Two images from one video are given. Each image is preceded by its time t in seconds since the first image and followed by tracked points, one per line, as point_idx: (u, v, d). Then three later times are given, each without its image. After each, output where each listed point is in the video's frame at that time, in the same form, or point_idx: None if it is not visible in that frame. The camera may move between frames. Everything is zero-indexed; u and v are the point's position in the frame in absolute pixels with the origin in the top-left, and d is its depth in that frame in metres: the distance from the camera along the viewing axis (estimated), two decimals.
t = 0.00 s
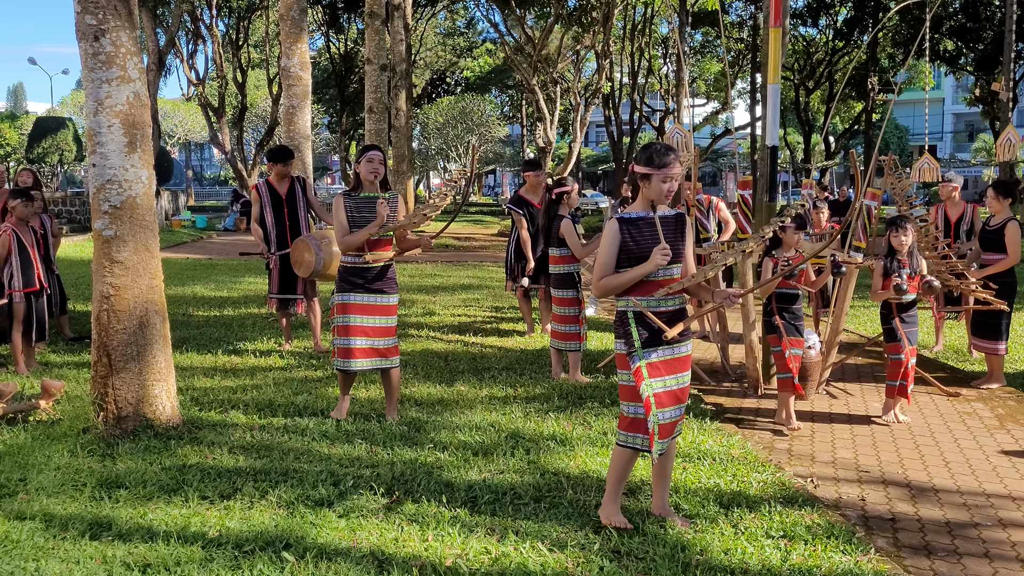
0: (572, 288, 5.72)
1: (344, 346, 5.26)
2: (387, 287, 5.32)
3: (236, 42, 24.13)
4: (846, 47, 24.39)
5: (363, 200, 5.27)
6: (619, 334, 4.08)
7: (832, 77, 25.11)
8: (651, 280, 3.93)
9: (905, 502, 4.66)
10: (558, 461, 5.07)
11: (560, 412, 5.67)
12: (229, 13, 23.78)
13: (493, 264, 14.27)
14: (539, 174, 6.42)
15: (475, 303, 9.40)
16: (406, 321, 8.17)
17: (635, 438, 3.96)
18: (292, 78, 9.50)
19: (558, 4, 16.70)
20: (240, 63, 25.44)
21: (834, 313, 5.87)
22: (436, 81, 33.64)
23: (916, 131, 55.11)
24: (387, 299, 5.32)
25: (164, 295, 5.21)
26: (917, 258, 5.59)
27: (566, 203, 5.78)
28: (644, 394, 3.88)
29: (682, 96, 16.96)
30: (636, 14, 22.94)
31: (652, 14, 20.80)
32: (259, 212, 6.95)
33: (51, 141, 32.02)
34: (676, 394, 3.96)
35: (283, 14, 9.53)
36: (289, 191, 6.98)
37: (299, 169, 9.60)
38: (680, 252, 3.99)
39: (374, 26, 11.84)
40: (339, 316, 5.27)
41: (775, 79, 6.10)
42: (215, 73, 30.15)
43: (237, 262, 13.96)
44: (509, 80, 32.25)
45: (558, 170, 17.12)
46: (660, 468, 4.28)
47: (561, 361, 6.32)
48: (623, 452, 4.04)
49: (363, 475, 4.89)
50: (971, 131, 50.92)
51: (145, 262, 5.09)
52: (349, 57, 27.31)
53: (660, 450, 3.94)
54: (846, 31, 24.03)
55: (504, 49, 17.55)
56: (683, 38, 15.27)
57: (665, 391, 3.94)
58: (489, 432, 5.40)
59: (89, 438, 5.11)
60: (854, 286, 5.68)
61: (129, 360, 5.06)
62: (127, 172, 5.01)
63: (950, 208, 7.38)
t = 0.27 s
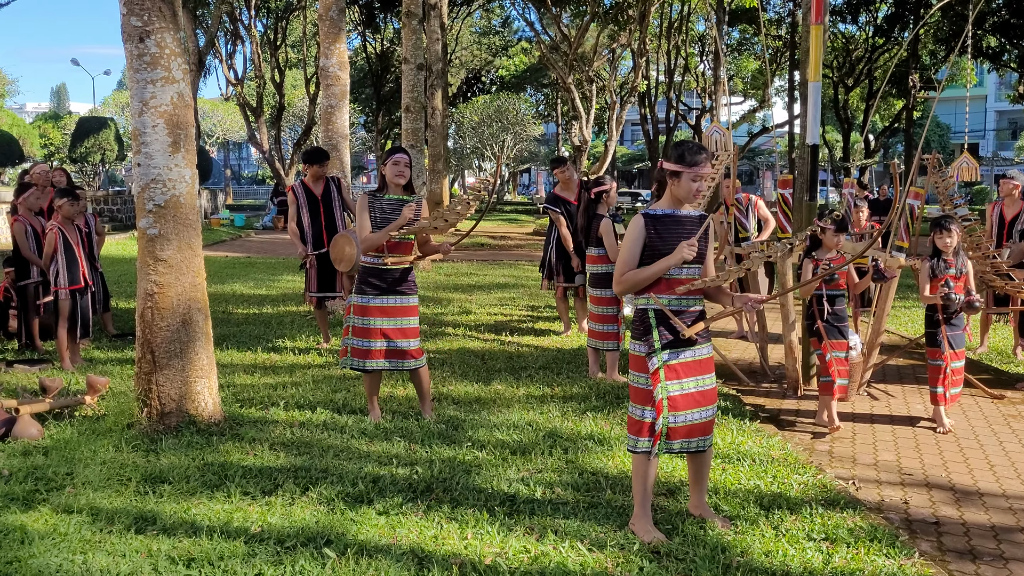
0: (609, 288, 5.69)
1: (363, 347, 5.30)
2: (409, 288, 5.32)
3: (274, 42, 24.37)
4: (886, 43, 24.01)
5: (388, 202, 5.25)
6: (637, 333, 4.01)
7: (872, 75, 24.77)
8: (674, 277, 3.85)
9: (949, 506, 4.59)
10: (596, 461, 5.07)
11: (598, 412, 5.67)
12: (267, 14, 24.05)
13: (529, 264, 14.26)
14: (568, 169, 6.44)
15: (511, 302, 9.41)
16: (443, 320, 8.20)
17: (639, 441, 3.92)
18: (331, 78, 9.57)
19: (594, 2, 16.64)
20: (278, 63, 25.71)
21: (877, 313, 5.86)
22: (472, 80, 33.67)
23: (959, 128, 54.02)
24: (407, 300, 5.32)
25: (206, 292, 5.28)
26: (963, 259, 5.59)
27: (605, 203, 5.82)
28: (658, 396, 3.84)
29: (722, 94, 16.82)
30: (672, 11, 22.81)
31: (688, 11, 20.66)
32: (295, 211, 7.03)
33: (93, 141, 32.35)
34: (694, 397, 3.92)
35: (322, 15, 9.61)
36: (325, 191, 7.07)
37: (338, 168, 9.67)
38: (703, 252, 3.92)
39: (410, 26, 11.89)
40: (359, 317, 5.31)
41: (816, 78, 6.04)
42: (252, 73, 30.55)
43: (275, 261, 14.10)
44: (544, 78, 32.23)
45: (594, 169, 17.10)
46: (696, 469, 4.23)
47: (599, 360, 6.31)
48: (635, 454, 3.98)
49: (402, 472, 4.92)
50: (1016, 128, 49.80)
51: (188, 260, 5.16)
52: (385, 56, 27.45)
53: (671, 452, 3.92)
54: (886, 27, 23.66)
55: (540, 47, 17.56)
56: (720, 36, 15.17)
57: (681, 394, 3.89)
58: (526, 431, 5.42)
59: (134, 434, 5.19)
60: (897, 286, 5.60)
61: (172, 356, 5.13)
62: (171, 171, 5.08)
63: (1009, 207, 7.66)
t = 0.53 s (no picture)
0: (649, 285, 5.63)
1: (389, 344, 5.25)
2: (438, 288, 5.25)
3: (312, 42, 24.62)
4: (929, 39, 23.56)
5: (421, 201, 5.23)
6: (667, 334, 3.83)
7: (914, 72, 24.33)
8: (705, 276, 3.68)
9: (995, 509, 4.51)
10: (635, 461, 5.05)
11: (636, 411, 5.64)
12: (305, 14, 24.30)
13: (566, 262, 14.23)
14: (600, 162, 6.54)
15: (547, 300, 9.41)
16: (479, 318, 8.22)
17: (678, 440, 3.82)
18: (369, 77, 9.63)
19: None
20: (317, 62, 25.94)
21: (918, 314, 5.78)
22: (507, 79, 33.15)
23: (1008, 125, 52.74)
24: (437, 299, 5.24)
25: (248, 290, 5.33)
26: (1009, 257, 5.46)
27: (643, 202, 5.82)
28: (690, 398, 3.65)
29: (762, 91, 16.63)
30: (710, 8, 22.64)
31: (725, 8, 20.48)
32: (339, 211, 7.08)
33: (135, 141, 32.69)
34: (729, 396, 3.69)
35: (360, 14, 9.68)
36: (369, 189, 7.08)
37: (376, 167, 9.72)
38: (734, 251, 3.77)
39: (448, 25, 11.92)
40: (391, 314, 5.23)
41: (858, 75, 5.96)
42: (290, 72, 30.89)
43: (314, 259, 14.24)
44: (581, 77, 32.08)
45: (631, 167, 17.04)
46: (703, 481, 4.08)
47: (637, 360, 6.29)
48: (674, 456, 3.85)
49: (441, 470, 4.94)
50: None
51: (230, 258, 5.22)
52: (422, 56, 27.59)
53: (712, 457, 3.69)
54: (929, 23, 23.20)
55: (577, 46, 17.53)
56: (760, 33, 15.01)
57: (717, 393, 3.68)
58: (564, 430, 5.41)
59: (177, 429, 5.27)
60: (940, 285, 5.52)
61: (215, 353, 5.20)
62: (213, 170, 5.14)
63: None
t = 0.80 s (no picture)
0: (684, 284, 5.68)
1: (434, 342, 5.24)
2: (477, 283, 5.26)
3: (349, 41, 24.81)
4: (971, 35, 23.07)
5: (459, 198, 5.23)
6: (709, 334, 3.74)
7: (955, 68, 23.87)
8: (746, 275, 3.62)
9: None
10: (673, 459, 5.03)
11: (673, 409, 5.61)
12: (342, 13, 24.50)
13: (601, 260, 14.20)
14: (636, 160, 6.45)
15: (583, 298, 9.40)
16: (516, 315, 8.23)
17: (727, 442, 3.71)
18: (406, 75, 9.67)
19: None
20: (353, 61, 26.13)
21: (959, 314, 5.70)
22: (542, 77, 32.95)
23: None
24: (476, 294, 5.26)
25: (287, 287, 5.38)
26: None
27: (681, 199, 5.81)
28: (741, 398, 3.55)
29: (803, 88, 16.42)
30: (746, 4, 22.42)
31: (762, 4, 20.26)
32: (384, 206, 7.11)
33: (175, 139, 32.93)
34: (778, 393, 3.62)
35: (397, 13, 9.73)
36: (414, 185, 7.12)
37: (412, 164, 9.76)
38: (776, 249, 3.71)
39: (485, 22, 11.95)
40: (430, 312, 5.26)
41: (900, 71, 5.90)
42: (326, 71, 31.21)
43: (350, 256, 14.37)
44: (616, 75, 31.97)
45: (667, 165, 16.97)
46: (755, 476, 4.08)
47: (673, 358, 6.24)
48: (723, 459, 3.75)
49: (478, 467, 4.95)
50: None
51: (270, 255, 5.26)
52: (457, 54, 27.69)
53: (767, 456, 3.60)
54: (972, 18, 22.73)
55: (613, 43, 17.48)
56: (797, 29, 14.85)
57: (766, 391, 3.60)
58: (601, 428, 5.39)
59: (217, 424, 5.33)
60: (983, 284, 5.43)
61: (254, 349, 5.25)
62: (254, 168, 5.19)
63: None
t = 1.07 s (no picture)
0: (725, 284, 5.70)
1: (486, 342, 5.25)
2: (529, 281, 5.26)
3: (385, 40, 24.93)
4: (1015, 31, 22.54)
5: (503, 196, 5.23)
6: (765, 332, 3.81)
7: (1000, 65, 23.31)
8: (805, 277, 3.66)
9: None
10: (712, 460, 4.99)
11: (712, 410, 5.58)
12: (378, 12, 24.63)
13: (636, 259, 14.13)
14: (672, 159, 6.40)
15: (619, 297, 9.37)
16: (552, 314, 8.24)
17: (777, 445, 3.71)
18: (443, 74, 9.68)
19: None
20: (388, 60, 26.23)
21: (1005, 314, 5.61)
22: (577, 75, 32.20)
23: None
24: (529, 292, 5.26)
25: (326, 284, 5.41)
26: None
27: (719, 197, 5.78)
28: (793, 398, 3.65)
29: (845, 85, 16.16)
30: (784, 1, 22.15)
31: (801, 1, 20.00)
32: (427, 204, 7.20)
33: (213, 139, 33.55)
34: (825, 397, 3.72)
35: (435, 11, 9.75)
36: (457, 184, 7.25)
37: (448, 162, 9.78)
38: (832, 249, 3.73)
39: (523, 20, 11.92)
40: (481, 312, 5.25)
41: (944, 67, 5.88)
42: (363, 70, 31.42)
43: (387, 254, 14.44)
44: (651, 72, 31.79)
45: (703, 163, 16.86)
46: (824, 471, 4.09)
47: (711, 358, 6.20)
48: (764, 456, 3.80)
49: (515, 465, 4.95)
50: None
51: (309, 253, 5.31)
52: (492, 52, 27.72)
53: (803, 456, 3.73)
54: (1016, 14, 22.21)
55: (649, 41, 17.38)
56: (838, 26, 14.68)
57: (814, 394, 3.70)
58: (639, 427, 5.37)
59: (257, 420, 5.39)
60: None
61: (294, 346, 5.29)
62: (293, 167, 5.23)
63: None
